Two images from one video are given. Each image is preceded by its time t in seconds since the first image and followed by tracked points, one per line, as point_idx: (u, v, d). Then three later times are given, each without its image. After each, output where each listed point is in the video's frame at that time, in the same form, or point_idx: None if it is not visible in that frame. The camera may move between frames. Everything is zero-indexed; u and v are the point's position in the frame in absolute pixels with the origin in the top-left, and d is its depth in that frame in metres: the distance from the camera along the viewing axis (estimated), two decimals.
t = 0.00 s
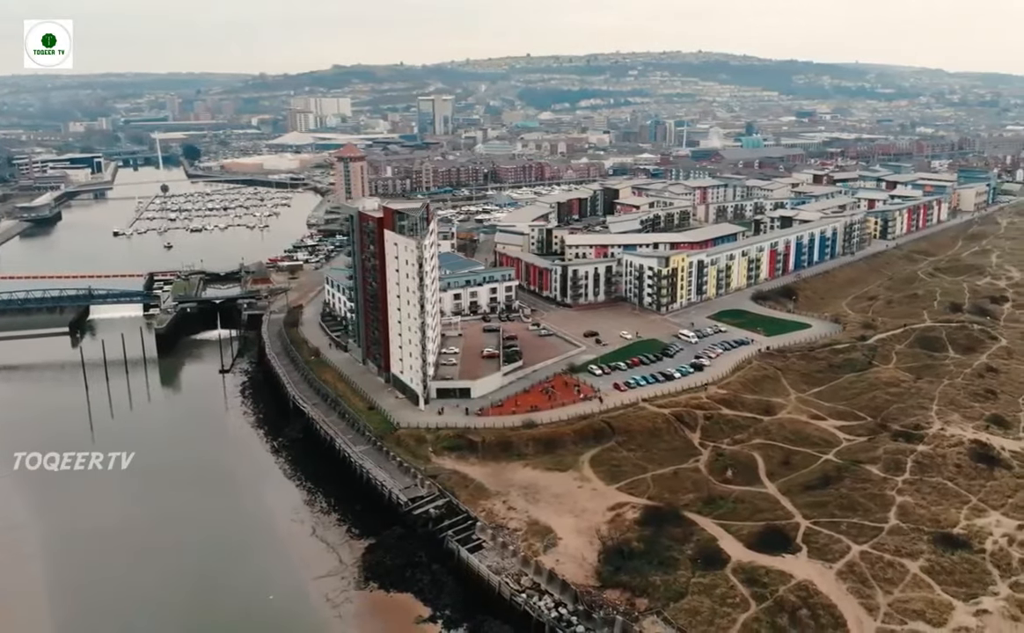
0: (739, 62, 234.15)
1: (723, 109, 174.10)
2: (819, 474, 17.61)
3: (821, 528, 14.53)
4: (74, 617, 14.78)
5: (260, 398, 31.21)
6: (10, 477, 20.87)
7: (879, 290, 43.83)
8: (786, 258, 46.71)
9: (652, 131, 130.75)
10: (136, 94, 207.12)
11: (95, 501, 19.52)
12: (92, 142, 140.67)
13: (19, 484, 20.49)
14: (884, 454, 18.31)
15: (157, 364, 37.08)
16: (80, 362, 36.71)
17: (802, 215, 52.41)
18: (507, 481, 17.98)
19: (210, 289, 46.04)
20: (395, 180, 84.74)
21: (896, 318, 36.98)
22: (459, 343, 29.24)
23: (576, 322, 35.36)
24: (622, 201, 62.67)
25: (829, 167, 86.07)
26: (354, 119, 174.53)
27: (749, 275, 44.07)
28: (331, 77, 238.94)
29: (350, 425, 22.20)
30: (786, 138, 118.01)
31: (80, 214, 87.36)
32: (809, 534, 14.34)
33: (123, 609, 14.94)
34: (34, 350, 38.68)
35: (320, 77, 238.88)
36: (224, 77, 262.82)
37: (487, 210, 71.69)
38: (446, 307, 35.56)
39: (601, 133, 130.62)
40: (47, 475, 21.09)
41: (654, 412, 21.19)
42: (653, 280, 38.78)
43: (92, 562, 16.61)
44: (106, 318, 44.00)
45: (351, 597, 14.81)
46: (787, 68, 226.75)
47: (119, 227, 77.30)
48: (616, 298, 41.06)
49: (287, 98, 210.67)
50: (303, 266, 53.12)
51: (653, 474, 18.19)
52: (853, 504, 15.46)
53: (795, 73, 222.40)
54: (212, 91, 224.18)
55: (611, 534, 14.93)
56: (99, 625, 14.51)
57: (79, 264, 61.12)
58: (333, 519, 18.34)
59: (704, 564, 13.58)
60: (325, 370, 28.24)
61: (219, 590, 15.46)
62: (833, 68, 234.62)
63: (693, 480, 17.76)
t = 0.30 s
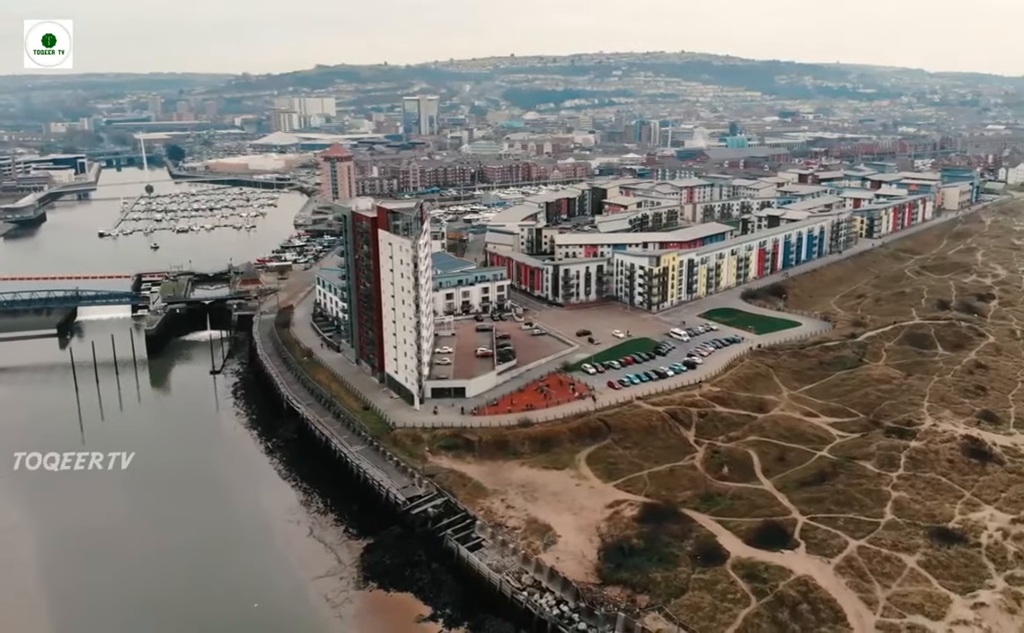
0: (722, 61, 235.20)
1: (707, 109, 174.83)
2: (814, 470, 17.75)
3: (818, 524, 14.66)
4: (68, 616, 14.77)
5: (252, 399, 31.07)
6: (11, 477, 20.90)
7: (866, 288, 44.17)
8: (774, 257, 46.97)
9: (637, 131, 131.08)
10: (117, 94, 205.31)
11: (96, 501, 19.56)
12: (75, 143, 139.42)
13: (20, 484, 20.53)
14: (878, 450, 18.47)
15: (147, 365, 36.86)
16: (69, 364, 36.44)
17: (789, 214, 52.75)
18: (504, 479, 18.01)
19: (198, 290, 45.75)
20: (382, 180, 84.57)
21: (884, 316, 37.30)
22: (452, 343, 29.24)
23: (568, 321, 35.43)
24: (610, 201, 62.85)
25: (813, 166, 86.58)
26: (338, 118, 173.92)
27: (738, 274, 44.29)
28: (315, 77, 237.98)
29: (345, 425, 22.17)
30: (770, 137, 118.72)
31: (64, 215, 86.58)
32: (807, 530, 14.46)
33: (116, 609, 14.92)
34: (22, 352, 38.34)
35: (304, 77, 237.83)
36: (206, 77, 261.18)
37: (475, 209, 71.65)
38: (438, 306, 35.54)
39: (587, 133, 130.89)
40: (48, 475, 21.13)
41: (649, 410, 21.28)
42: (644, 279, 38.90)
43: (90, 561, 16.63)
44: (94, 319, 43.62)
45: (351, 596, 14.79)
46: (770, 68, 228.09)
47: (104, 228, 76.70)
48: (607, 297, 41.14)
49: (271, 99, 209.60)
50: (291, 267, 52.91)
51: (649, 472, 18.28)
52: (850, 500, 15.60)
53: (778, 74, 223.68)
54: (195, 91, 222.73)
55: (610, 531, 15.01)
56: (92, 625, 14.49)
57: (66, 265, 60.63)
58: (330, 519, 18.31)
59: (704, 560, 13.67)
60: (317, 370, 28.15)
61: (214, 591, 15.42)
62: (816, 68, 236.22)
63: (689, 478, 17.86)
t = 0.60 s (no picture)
0: (705, 62, 236.25)
1: (690, 109, 175.53)
2: (809, 467, 17.89)
3: (815, 520, 14.79)
4: (67, 617, 14.76)
5: (244, 400, 30.94)
6: (12, 476, 20.94)
7: (854, 286, 44.51)
8: (763, 256, 47.23)
9: (622, 131, 131.44)
10: (98, 94, 203.47)
11: (96, 500, 19.55)
12: (57, 143, 138.13)
13: (20, 483, 20.55)
14: (871, 446, 18.63)
15: (137, 366, 36.60)
16: (58, 366, 36.10)
17: (776, 213, 53.06)
18: (501, 478, 18.04)
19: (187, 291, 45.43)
20: (369, 180, 84.38)
21: (872, 314, 37.59)
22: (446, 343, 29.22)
23: (561, 321, 35.49)
24: (597, 200, 63.00)
25: (798, 166, 87.11)
26: (323, 118, 173.26)
27: (727, 273, 44.51)
28: (298, 77, 236.96)
29: (340, 426, 22.13)
30: (754, 137, 119.43)
31: (47, 216, 85.77)
32: (804, 526, 14.60)
33: (113, 610, 14.90)
34: (9, 355, 37.91)
35: (287, 77, 236.74)
36: (188, 77, 259.38)
37: (462, 209, 71.57)
38: (430, 306, 35.51)
39: (572, 134, 131.11)
40: (48, 475, 21.14)
41: (644, 408, 21.36)
42: (635, 278, 39.02)
43: (90, 560, 16.64)
44: (82, 321, 43.22)
45: (351, 597, 14.78)
46: (752, 68, 229.38)
47: (90, 229, 76.10)
48: (598, 296, 41.24)
49: (254, 99, 208.45)
50: (280, 268, 52.70)
51: (646, 469, 18.35)
52: (846, 496, 15.74)
53: (760, 74, 224.93)
54: (177, 91, 221.20)
55: (609, 529, 15.08)
56: (91, 625, 14.49)
57: (52, 266, 60.09)
58: (327, 519, 18.28)
59: (703, 556, 13.77)
60: (310, 371, 28.05)
61: (213, 592, 15.38)
62: (798, 68, 237.80)
63: (686, 475, 17.96)
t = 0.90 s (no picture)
0: (688, 62, 237.12)
1: (673, 110, 176.16)
2: (803, 463, 18.04)
3: (811, 516, 14.95)
4: (65, 615, 14.77)
5: (236, 402, 30.77)
6: (12, 476, 20.97)
7: (841, 284, 44.86)
8: (750, 255, 47.50)
9: (607, 131, 131.70)
10: (78, 94, 201.51)
11: (92, 500, 19.54)
12: (38, 144, 136.76)
13: (17, 483, 20.55)
14: (864, 442, 18.80)
15: (126, 368, 36.32)
16: (45, 369, 35.72)
17: (763, 212, 53.38)
18: (498, 477, 18.08)
19: (174, 292, 45.11)
20: (355, 180, 84.17)
21: (860, 312, 37.90)
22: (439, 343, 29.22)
23: (552, 320, 35.55)
24: (585, 200, 63.15)
25: (782, 165, 87.58)
26: (307, 119, 172.48)
27: (716, 272, 44.74)
28: (281, 77, 235.84)
29: (334, 426, 22.10)
30: (738, 137, 120.11)
31: (29, 218, 84.91)
32: (801, 521, 14.75)
33: (110, 610, 14.90)
34: None
35: (270, 77, 235.56)
36: (169, 77, 257.53)
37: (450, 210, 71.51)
38: (421, 306, 35.46)
39: (557, 134, 131.27)
40: (44, 475, 21.12)
41: (638, 406, 21.45)
42: (625, 277, 39.13)
43: (89, 559, 16.66)
44: (69, 323, 42.84)
45: (350, 597, 14.76)
46: (734, 68, 230.56)
47: (74, 230, 75.42)
48: (588, 296, 41.33)
49: (236, 99, 207.18)
50: (268, 268, 52.46)
51: (642, 467, 18.44)
52: (841, 492, 15.89)
53: (742, 74, 226.08)
54: (158, 91, 219.56)
55: (608, 526, 15.17)
56: (89, 625, 14.49)
57: (37, 268, 59.48)
58: (323, 520, 18.25)
59: (702, 553, 13.87)
60: (302, 371, 27.95)
61: (211, 591, 15.38)
62: (779, 69, 239.43)
63: (681, 472, 18.07)
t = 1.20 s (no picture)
0: (670, 62, 237.96)
1: (657, 109, 176.72)
2: (797, 460, 18.18)
3: (808, 511, 15.08)
4: (63, 614, 14.77)
5: (227, 403, 30.60)
6: (11, 476, 20.98)
7: (828, 283, 45.18)
8: (738, 254, 47.72)
9: (591, 131, 131.90)
10: (57, 94, 199.45)
11: (86, 501, 19.44)
12: (18, 145, 135.37)
13: (9, 485, 20.43)
14: (857, 438, 18.96)
15: (115, 370, 36.04)
16: (32, 372, 35.36)
17: (750, 211, 53.65)
18: (495, 476, 18.11)
19: (162, 293, 44.77)
20: (340, 181, 83.88)
21: (848, 309, 38.20)
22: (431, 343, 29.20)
23: (544, 319, 35.58)
24: (572, 200, 63.25)
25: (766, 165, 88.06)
26: (290, 119, 171.71)
27: (704, 271, 44.94)
28: (264, 77, 234.73)
29: (329, 426, 22.05)
30: (721, 137, 120.69)
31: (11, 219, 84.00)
32: (797, 517, 14.89)
33: (108, 609, 14.89)
34: None
35: (252, 77, 234.33)
36: (150, 77, 255.59)
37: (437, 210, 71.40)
38: (413, 306, 35.41)
39: (542, 134, 131.42)
40: (38, 477, 21.01)
41: (633, 404, 21.53)
42: (616, 276, 39.24)
43: (88, 557, 16.67)
44: (55, 324, 42.40)
45: (349, 597, 14.74)
46: (716, 69, 231.60)
47: (57, 231, 74.70)
48: (579, 295, 41.40)
49: (219, 100, 205.91)
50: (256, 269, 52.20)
51: (637, 464, 18.52)
52: (835, 487, 16.04)
53: (725, 75, 227.19)
54: (139, 91, 217.85)
55: (606, 524, 15.25)
56: (87, 624, 14.47)
57: (20, 270, 58.83)
58: (319, 520, 18.21)
59: (700, 549, 14.00)
60: (294, 372, 27.85)
61: (210, 590, 15.40)
62: (761, 69, 240.86)
63: (676, 469, 18.16)
